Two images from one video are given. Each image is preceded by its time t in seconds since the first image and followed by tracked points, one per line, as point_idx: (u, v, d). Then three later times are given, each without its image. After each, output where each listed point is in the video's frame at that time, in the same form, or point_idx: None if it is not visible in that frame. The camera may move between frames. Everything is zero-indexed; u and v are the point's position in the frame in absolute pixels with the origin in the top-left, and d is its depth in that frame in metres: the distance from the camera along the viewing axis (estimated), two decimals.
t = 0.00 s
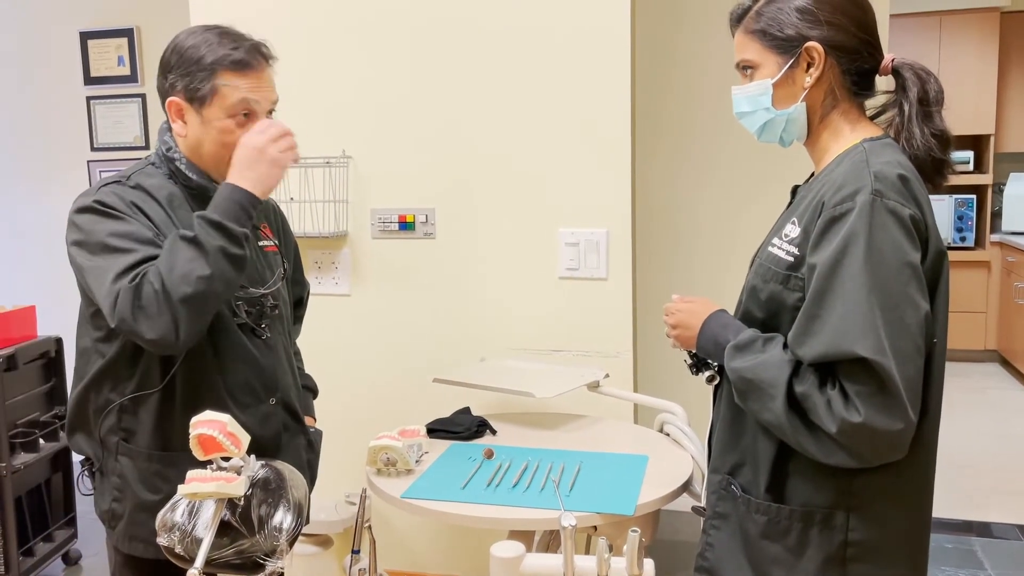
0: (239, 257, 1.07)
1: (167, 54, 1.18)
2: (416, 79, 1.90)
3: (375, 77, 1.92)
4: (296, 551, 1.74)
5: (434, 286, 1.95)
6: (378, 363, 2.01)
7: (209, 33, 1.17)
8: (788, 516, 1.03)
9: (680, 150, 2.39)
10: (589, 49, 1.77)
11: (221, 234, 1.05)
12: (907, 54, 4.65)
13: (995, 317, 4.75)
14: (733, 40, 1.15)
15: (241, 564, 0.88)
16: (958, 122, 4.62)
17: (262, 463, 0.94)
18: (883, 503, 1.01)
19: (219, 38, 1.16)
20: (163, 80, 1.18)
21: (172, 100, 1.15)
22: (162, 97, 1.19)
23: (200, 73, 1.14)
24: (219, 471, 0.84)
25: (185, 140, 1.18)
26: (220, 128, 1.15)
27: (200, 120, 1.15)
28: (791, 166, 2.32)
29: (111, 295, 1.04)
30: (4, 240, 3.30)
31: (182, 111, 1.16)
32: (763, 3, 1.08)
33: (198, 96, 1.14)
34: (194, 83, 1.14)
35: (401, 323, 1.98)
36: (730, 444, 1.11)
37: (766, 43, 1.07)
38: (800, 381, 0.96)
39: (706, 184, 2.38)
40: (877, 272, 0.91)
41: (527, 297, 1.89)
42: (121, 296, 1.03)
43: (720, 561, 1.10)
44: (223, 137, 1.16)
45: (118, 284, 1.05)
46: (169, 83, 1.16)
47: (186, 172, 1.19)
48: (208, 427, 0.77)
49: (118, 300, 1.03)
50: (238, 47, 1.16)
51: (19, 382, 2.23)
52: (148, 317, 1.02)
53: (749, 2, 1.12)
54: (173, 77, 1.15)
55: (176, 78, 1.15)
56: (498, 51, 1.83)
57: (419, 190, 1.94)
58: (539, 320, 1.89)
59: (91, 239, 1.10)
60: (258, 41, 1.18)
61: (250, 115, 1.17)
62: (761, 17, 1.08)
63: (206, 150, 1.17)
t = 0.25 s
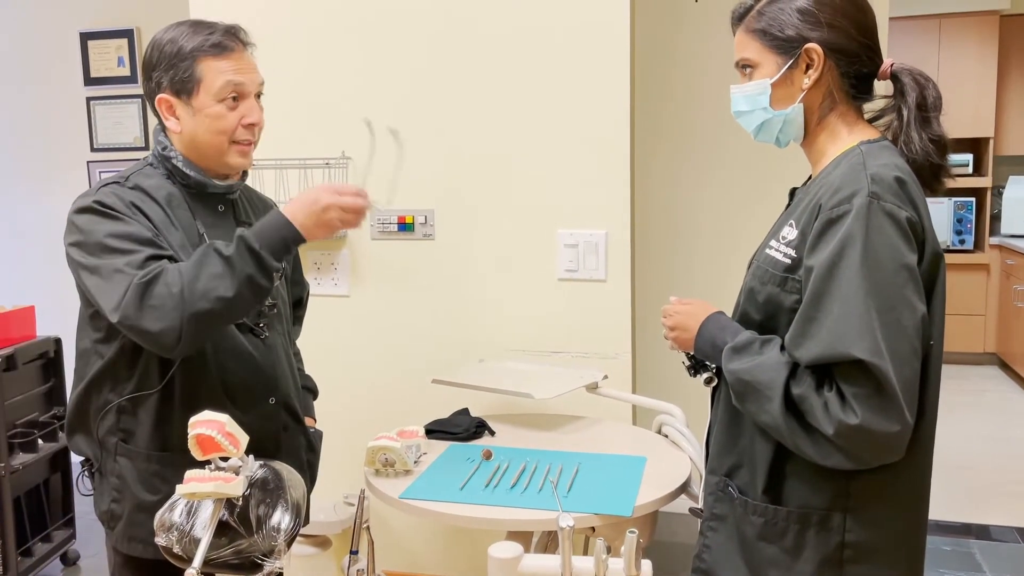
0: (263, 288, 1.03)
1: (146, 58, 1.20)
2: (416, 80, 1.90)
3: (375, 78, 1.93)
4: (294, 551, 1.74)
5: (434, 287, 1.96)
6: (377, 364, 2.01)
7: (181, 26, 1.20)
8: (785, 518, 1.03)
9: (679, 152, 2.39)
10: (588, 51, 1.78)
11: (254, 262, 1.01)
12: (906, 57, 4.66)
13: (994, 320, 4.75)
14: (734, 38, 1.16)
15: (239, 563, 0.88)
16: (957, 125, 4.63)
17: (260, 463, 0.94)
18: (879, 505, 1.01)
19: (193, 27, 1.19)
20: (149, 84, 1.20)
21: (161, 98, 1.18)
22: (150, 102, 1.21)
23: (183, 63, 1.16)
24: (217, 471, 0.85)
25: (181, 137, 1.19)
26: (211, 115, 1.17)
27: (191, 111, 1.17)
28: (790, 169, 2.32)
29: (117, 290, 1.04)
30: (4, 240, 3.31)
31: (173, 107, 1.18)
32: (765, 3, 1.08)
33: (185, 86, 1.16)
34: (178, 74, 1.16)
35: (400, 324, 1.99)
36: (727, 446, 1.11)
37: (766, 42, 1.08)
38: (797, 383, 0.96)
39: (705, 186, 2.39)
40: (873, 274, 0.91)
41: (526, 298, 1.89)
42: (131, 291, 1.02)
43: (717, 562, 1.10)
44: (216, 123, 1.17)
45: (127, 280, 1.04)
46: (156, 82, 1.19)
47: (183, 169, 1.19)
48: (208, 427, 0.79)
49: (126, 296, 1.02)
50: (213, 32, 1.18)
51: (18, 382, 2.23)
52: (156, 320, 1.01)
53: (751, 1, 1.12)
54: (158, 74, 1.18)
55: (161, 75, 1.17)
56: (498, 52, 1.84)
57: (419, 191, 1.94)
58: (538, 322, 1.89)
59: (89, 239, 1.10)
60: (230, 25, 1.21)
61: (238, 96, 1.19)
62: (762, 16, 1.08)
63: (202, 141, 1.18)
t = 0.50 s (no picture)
0: (263, 303, 1.04)
1: (144, 62, 1.21)
2: (416, 83, 1.91)
3: (374, 81, 1.93)
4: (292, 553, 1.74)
5: (432, 289, 1.96)
6: (376, 366, 2.02)
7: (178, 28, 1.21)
8: (781, 520, 1.03)
9: (678, 155, 2.40)
10: (587, 54, 1.78)
11: (254, 276, 1.02)
12: (905, 60, 4.67)
13: (992, 324, 4.76)
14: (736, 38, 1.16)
15: (237, 564, 0.89)
16: (956, 129, 4.64)
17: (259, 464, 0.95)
18: (875, 508, 1.01)
19: (189, 27, 1.20)
20: (147, 86, 1.21)
21: (161, 98, 1.18)
22: (149, 105, 1.21)
23: (182, 63, 1.17)
24: (216, 471, 0.85)
25: (182, 136, 1.19)
26: (212, 113, 1.17)
27: (192, 110, 1.18)
28: (788, 172, 2.33)
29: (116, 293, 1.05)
30: (3, 241, 3.31)
31: (173, 107, 1.19)
32: (769, 2, 1.08)
33: (185, 85, 1.17)
34: (178, 74, 1.17)
35: (398, 325, 1.99)
36: (724, 448, 1.11)
37: (768, 43, 1.08)
38: (793, 386, 0.97)
39: (704, 189, 2.39)
40: (870, 278, 0.91)
41: (524, 300, 1.89)
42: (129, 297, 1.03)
43: (713, 564, 1.10)
44: (217, 122, 1.18)
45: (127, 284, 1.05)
46: (155, 83, 1.19)
47: (183, 169, 1.19)
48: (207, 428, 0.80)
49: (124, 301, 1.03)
50: (209, 32, 1.19)
51: (16, 383, 2.23)
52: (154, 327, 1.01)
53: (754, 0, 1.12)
54: (157, 75, 1.18)
55: (160, 76, 1.18)
56: (497, 55, 1.84)
57: (418, 193, 1.94)
58: (536, 324, 1.89)
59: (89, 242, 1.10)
60: (226, 24, 1.22)
61: (239, 94, 1.19)
62: (766, 16, 1.08)
63: (203, 139, 1.18)
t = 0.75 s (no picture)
0: (245, 314, 1.04)
1: (161, 56, 1.18)
2: (414, 85, 1.91)
3: (373, 82, 1.93)
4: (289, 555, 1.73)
5: (430, 291, 1.96)
6: (374, 367, 2.01)
7: (204, 33, 1.18)
8: (775, 523, 1.03)
9: (676, 157, 2.40)
10: (586, 57, 1.78)
11: (233, 284, 1.02)
12: (904, 64, 4.67)
13: (991, 327, 4.76)
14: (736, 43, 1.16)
15: (233, 566, 0.89)
16: (954, 133, 4.65)
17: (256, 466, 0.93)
18: (869, 511, 1.01)
19: (215, 37, 1.17)
20: (160, 80, 1.18)
21: (171, 99, 1.16)
22: (159, 99, 1.20)
23: (201, 71, 1.15)
24: (212, 474, 0.85)
25: (185, 140, 1.19)
26: (220, 127, 1.16)
27: (201, 120, 1.16)
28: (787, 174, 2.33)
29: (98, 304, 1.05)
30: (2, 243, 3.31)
31: (181, 110, 1.17)
32: (768, 7, 1.09)
33: (198, 94, 1.15)
34: (194, 81, 1.15)
35: (396, 327, 1.99)
36: (719, 450, 1.11)
37: (768, 47, 1.08)
38: (789, 389, 0.97)
39: (703, 192, 2.39)
40: (866, 283, 0.91)
41: (522, 302, 1.89)
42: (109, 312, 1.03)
43: (708, 566, 1.10)
44: (223, 135, 1.17)
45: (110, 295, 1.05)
46: (168, 82, 1.17)
47: (183, 172, 1.20)
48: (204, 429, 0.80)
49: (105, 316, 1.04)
50: (235, 45, 1.17)
51: (14, 385, 2.23)
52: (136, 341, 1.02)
53: (753, 5, 1.12)
54: (172, 76, 1.16)
55: (174, 78, 1.16)
56: (496, 57, 1.84)
57: (416, 195, 1.94)
58: (534, 326, 1.89)
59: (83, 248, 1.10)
60: (253, 39, 1.19)
61: (250, 113, 1.18)
62: (765, 21, 1.08)
63: (206, 146, 1.18)
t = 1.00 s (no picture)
0: (237, 344, 1.07)
1: (179, 60, 1.18)
2: (413, 88, 1.91)
3: (372, 86, 1.94)
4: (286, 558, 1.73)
5: (428, 294, 1.96)
6: (372, 370, 2.01)
7: (222, 43, 1.18)
8: (771, 526, 1.03)
9: (675, 160, 2.40)
10: (584, 60, 1.79)
11: (227, 317, 1.05)
12: (902, 68, 4.68)
13: (990, 331, 4.76)
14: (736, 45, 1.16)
15: (231, 568, 0.90)
16: (953, 137, 4.65)
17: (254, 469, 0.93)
18: (865, 514, 1.01)
19: (234, 49, 1.17)
20: (173, 83, 1.18)
21: (182, 103, 1.16)
22: (169, 100, 1.19)
23: (215, 80, 1.15)
24: (209, 477, 0.85)
25: (190, 144, 1.18)
26: (227, 137, 1.17)
27: (209, 127, 1.16)
28: (785, 178, 2.33)
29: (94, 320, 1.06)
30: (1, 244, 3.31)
31: (191, 115, 1.17)
32: (767, 10, 1.08)
33: (210, 102, 1.15)
34: (207, 89, 1.15)
35: (395, 330, 1.99)
36: (716, 453, 1.11)
37: (766, 50, 1.08)
38: (784, 392, 0.97)
39: (701, 196, 2.39)
40: (861, 286, 0.91)
41: (521, 305, 1.89)
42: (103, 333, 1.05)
43: (704, 570, 1.10)
44: (230, 145, 1.17)
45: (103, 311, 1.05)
46: (180, 86, 1.17)
47: (186, 177, 1.20)
48: (203, 433, 0.80)
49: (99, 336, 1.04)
50: (253, 60, 1.17)
51: (12, 387, 2.23)
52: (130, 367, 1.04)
53: (752, 8, 1.12)
54: (185, 81, 1.16)
55: (187, 83, 1.16)
56: (495, 61, 1.85)
57: (414, 198, 1.94)
58: (532, 329, 1.89)
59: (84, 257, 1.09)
60: (271, 55, 1.20)
61: (260, 126, 1.19)
62: (763, 24, 1.08)
63: (210, 154, 1.18)
